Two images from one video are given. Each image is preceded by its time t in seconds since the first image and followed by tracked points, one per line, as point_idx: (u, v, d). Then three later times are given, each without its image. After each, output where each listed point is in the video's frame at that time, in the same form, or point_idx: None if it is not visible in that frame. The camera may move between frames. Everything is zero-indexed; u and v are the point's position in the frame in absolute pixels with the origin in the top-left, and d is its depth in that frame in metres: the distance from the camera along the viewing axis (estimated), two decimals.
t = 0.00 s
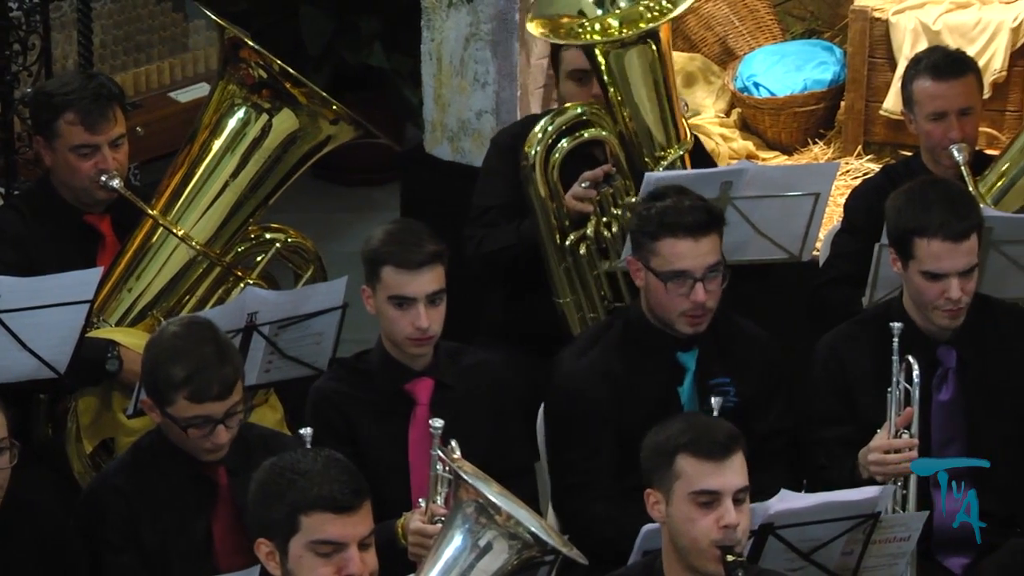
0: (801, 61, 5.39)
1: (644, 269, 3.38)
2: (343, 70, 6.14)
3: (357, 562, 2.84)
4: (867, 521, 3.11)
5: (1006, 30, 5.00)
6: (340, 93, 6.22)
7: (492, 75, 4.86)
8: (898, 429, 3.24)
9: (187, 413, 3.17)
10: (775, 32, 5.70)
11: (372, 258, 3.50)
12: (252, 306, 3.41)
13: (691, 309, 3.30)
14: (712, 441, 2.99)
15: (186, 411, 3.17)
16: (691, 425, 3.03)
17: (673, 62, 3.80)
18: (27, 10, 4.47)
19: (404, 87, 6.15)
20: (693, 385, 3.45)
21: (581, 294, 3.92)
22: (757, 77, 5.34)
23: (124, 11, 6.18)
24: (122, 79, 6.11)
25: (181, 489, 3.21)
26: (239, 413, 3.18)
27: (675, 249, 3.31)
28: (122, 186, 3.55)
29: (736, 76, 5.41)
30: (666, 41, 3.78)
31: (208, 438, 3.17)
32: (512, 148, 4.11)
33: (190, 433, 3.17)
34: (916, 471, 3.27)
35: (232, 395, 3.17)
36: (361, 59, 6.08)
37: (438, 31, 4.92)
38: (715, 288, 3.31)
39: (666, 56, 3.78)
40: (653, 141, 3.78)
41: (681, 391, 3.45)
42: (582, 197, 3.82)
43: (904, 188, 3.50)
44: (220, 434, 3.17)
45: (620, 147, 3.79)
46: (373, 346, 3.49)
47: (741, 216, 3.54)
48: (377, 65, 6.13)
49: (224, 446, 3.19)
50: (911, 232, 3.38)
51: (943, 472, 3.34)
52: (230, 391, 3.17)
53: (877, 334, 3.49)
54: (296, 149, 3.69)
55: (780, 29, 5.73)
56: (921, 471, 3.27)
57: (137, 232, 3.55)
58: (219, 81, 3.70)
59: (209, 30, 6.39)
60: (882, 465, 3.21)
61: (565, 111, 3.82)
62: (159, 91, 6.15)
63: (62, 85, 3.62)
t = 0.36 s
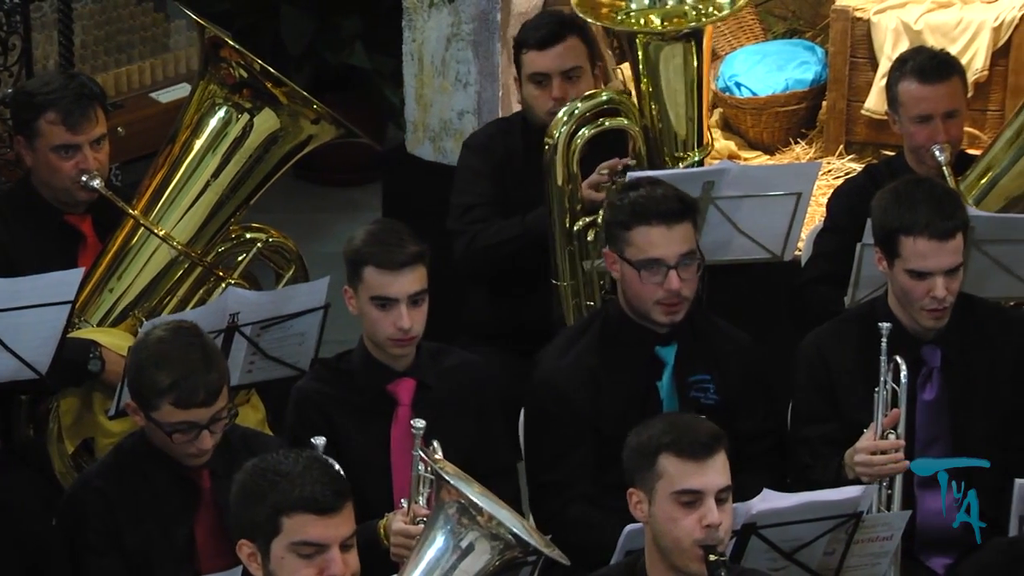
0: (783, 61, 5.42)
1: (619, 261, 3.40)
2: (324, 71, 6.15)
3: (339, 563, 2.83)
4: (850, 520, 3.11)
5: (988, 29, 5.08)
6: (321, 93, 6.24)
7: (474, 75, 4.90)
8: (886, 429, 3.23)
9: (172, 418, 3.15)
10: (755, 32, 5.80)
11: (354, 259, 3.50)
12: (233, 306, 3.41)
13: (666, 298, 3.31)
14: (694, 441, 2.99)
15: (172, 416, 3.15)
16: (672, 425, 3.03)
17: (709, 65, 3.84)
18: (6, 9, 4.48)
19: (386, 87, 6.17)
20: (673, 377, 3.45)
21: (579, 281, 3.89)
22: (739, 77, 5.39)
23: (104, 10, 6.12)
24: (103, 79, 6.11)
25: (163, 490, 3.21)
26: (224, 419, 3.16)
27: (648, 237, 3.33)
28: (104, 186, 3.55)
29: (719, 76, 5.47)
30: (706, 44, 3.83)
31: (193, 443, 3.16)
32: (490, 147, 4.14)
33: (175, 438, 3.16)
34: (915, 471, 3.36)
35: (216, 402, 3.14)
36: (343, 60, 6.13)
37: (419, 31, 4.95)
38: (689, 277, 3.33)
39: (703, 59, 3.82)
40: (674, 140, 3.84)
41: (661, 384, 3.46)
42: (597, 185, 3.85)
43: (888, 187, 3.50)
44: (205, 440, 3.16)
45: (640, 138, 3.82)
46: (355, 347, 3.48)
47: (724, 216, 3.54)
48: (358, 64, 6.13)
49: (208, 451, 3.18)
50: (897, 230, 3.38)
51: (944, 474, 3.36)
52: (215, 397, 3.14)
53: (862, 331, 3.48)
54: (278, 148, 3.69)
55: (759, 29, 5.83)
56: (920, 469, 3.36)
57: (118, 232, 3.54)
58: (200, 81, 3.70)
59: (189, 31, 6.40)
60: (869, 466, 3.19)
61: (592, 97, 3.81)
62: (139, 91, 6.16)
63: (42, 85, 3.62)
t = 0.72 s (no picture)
0: (765, 60, 5.58)
1: (606, 246, 3.43)
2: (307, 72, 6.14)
3: (324, 564, 2.84)
4: (834, 519, 3.11)
5: (970, 28, 5.25)
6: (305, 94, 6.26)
7: (457, 75, 4.91)
8: (870, 431, 3.25)
9: (158, 412, 3.16)
10: (740, 32, 5.92)
11: (337, 259, 3.49)
12: (217, 307, 3.40)
13: (651, 287, 3.34)
14: (679, 442, 3.00)
15: (158, 410, 3.16)
16: (657, 425, 3.04)
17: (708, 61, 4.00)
18: None
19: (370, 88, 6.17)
20: (652, 365, 3.46)
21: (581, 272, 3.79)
22: (722, 76, 5.53)
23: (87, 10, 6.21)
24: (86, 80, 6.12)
25: (148, 492, 3.20)
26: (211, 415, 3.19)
27: (638, 225, 3.36)
28: (86, 187, 3.55)
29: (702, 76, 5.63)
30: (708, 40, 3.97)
31: (179, 439, 3.17)
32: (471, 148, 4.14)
33: (162, 433, 3.16)
34: (916, 471, 3.38)
35: (203, 396, 3.18)
36: (325, 60, 6.14)
37: (402, 31, 4.97)
38: (676, 267, 3.36)
39: (704, 56, 3.97)
40: (672, 136, 3.98)
41: (639, 372, 3.47)
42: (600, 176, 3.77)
43: (868, 186, 3.50)
44: (191, 436, 3.17)
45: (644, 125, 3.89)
46: (339, 347, 3.48)
47: (707, 215, 3.54)
48: (341, 65, 6.15)
49: (194, 450, 3.19)
50: (877, 228, 3.39)
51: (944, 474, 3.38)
52: (202, 391, 3.18)
53: (846, 332, 3.47)
54: (261, 148, 3.68)
55: (744, 28, 5.94)
56: (921, 470, 3.38)
57: (101, 233, 3.54)
58: (183, 81, 3.70)
59: (172, 31, 6.40)
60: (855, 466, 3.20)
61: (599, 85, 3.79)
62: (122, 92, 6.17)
63: (25, 86, 3.63)
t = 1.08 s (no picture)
0: (740, 60, 5.88)
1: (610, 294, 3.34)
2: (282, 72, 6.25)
3: (299, 564, 2.83)
4: (809, 518, 3.11)
5: (945, 28, 5.54)
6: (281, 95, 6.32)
7: (432, 75, 4.90)
8: (847, 427, 3.21)
9: (140, 408, 3.15)
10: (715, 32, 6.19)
11: (312, 259, 3.49)
12: (192, 308, 3.40)
13: (656, 333, 3.36)
14: (653, 443, 2.99)
15: (138, 407, 3.16)
16: (630, 427, 3.04)
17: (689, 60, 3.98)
18: None
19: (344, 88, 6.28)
20: (638, 377, 3.40)
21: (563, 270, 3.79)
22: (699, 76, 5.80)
23: (60, 11, 6.15)
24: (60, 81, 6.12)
25: (124, 492, 3.20)
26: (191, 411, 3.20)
27: (651, 302, 3.27)
28: (60, 188, 3.56)
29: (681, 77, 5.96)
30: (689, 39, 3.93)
31: (160, 436, 3.17)
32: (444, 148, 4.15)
33: (142, 430, 3.16)
34: (915, 471, 3.40)
35: (183, 392, 3.18)
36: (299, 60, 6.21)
37: (377, 31, 4.95)
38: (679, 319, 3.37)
39: (683, 56, 3.94)
40: (651, 136, 3.97)
41: (625, 383, 3.41)
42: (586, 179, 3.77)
43: (839, 183, 3.51)
44: (172, 433, 3.17)
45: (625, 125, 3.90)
46: (313, 347, 3.48)
47: (681, 215, 3.54)
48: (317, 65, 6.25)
49: (173, 449, 3.19)
50: (847, 222, 3.39)
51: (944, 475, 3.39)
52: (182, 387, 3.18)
53: (822, 331, 3.46)
54: (235, 148, 3.69)
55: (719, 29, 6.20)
56: (920, 470, 3.40)
57: (75, 235, 3.53)
58: (156, 81, 3.69)
59: (146, 30, 6.39)
60: (833, 462, 3.18)
61: (580, 86, 3.78)
62: (96, 92, 6.18)
63: None
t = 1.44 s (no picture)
0: (718, 59, 5.68)
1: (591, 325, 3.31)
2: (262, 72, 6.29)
3: (277, 565, 2.83)
4: (788, 518, 3.11)
5: (923, 27, 5.37)
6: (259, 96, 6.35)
7: (410, 74, 4.91)
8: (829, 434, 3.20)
9: (119, 399, 3.16)
10: (694, 32, 6.04)
11: (290, 259, 3.49)
12: (171, 308, 3.40)
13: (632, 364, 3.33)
14: (633, 442, 2.98)
15: (118, 397, 3.16)
16: (610, 426, 3.02)
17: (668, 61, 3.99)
18: None
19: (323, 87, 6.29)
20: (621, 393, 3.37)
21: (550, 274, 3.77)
22: (676, 77, 5.64)
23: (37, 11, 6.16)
24: (38, 81, 6.12)
25: (103, 492, 3.19)
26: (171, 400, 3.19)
27: (626, 345, 3.23)
28: (38, 188, 3.55)
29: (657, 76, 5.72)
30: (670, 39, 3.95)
31: (141, 428, 3.16)
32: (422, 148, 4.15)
33: (124, 420, 3.16)
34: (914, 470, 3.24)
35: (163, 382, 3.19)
36: (277, 60, 6.24)
37: (355, 31, 4.96)
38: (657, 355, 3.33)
39: (663, 57, 3.95)
40: (630, 137, 3.97)
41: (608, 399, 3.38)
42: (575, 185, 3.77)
43: (810, 182, 3.52)
44: (153, 423, 3.17)
45: (609, 126, 3.91)
46: (291, 347, 3.47)
47: (661, 215, 3.54)
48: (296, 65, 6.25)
49: (156, 441, 3.18)
50: (819, 219, 3.40)
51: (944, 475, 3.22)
52: (162, 376, 3.20)
53: (802, 330, 3.46)
54: (214, 148, 3.69)
55: (698, 28, 6.05)
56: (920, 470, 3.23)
57: (52, 235, 3.54)
58: (135, 82, 3.70)
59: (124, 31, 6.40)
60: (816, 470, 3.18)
61: (566, 91, 3.81)
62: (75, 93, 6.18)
63: None
